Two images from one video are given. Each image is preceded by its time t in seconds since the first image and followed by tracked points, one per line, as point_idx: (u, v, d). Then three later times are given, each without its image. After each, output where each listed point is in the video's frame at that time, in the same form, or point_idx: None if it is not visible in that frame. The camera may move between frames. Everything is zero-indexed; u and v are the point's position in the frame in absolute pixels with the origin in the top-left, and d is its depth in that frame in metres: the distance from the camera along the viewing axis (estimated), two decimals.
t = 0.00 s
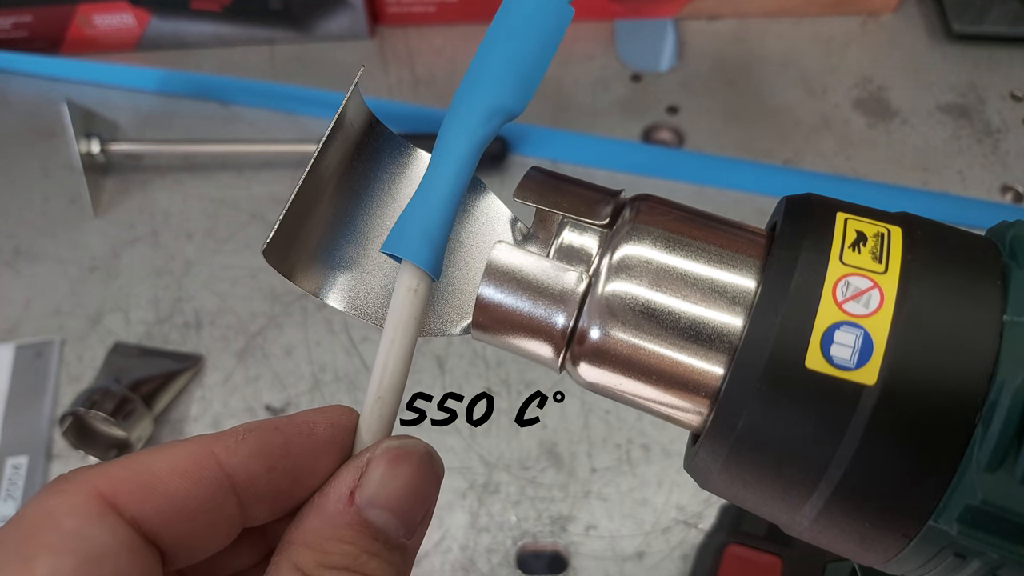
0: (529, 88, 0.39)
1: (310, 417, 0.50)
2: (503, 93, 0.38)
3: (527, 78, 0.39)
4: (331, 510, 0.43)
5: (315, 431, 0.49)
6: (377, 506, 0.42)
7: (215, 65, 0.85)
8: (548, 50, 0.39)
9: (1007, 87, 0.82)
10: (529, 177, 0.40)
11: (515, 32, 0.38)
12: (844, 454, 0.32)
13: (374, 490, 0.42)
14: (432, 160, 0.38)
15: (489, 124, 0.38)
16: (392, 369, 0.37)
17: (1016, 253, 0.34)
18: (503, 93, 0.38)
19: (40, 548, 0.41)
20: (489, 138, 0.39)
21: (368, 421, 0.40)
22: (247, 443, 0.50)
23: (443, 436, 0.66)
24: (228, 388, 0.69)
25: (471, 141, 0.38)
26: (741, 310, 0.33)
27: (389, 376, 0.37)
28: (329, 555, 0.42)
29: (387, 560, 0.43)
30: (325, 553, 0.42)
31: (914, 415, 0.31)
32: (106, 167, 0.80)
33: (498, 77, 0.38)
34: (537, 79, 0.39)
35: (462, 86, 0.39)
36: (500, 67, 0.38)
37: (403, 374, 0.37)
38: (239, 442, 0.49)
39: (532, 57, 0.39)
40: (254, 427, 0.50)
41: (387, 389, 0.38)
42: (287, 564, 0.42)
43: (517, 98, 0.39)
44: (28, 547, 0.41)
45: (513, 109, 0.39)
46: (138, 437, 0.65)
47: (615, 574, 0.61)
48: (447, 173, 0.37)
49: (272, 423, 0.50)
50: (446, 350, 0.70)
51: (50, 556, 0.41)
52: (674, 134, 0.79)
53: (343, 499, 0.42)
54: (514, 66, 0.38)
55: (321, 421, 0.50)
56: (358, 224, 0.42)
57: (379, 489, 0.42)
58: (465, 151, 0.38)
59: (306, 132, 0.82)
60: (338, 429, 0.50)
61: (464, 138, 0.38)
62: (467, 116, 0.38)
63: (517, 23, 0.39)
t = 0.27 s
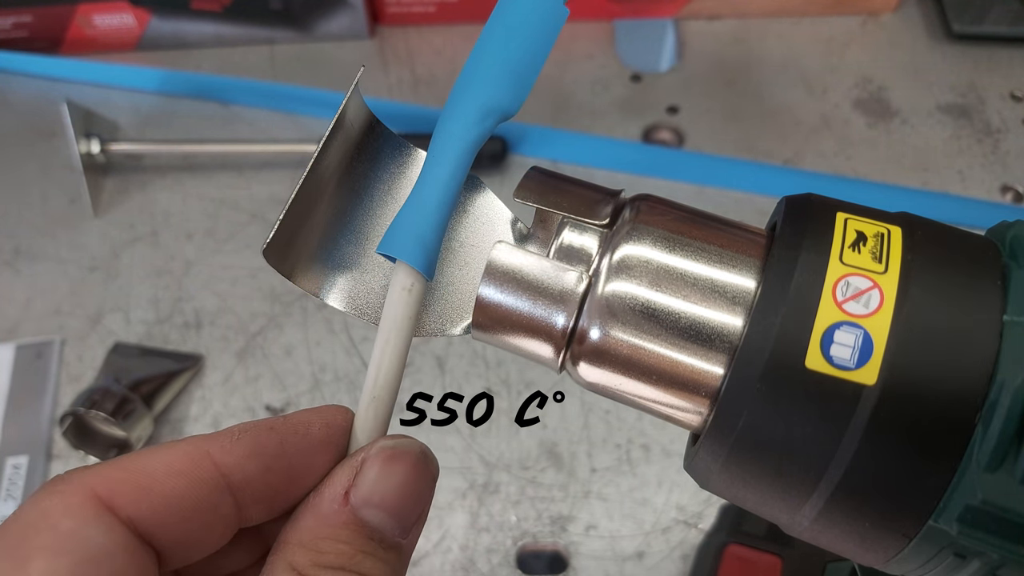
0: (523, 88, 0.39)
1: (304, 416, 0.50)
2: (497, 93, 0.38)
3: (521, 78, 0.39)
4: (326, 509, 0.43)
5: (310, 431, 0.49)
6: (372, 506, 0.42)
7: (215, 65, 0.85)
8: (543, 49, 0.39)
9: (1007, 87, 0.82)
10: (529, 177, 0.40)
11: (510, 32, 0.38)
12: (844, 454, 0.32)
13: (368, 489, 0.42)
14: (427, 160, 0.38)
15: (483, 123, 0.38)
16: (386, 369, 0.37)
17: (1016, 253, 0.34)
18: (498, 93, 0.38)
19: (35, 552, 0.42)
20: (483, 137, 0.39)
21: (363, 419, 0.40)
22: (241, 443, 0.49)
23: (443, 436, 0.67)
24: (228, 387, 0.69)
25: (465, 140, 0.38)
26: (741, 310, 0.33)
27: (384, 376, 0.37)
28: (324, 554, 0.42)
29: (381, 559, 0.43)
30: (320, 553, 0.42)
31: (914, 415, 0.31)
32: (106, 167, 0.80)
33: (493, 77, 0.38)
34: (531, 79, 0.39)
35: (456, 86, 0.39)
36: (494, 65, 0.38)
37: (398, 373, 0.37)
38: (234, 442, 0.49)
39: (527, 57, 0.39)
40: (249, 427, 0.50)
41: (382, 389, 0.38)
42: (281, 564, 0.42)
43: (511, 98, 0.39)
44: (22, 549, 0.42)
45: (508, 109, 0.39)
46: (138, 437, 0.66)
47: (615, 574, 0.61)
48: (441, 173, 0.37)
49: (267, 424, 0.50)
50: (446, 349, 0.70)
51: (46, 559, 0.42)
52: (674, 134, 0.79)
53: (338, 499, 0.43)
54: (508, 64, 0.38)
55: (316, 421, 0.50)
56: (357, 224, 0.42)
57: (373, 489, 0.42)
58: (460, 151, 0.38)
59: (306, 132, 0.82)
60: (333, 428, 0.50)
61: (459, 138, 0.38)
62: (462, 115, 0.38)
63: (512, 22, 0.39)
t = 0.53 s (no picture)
0: (520, 89, 0.39)
1: (301, 423, 0.50)
2: (494, 94, 0.38)
3: (518, 79, 0.39)
4: (324, 516, 0.43)
5: (307, 438, 0.49)
6: (370, 512, 0.42)
7: (215, 65, 0.85)
8: (540, 50, 0.39)
9: (1007, 87, 0.82)
10: (529, 177, 0.40)
11: (507, 33, 0.38)
12: (844, 455, 0.32)
13: (367, 495, 0.42)
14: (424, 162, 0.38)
15: (480, 125, 0.38)
16: (383, 373, 0.37)
17: (1016, 253, 0.34)
18: (495, 94, 0.38)
19: (29, 557, 0.42)
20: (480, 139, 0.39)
21: (361, 423, 0.40)
22: (239, 452, 0.49)
23: (443, 436, 0.67)
24: (228, 387, 0.69)
25: (461, 142, 0.38)
26: (741, 310, 0.33)
27: (381, 377, 0.37)
28: (323, 560, 0.42)
29: (380, 565, 0.43)
30: (319, 559, 0.42)
31: (914, 415, 0.31)
32: (106, 167, 0.80)
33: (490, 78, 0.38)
34: (528, 80, 0.39)
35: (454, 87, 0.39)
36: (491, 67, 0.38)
37: (396, 375, 0.38)
38: (232, 451, 0.49)
39: (524, 58, 0.39)
40: (247, 435, 0.50)
41: (380, 394, 0.38)
42: (281, 569, 0.42)
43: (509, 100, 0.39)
44: (18, 555, 0.42)
45: (505, 110, 0.39)
46: (138, 437, 0.65)
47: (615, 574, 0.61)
48: (437, 175, 0.38)
49: (265, 430, 0.50)
50: (446, 349, 0.70)
51: (41, 565, 0.42)
52: (674, 134, 0.79)
53: (336, 505, 0.42)
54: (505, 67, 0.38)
55: (313, 428, 0.50)
56: (357, 224, 0.42)
57: (372, 495, 0.42)
58: (457, 152, 0.38)
59: (306, 132, 0.82)
60: (330, 435, 0.50)
61: (455, 139, 0.38)
62: (459, 116, 0.38)
63: (509, 22, 0.39)
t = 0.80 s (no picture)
0: (527, 91, 0.39)
1: (298, 440, 0.49)
2: (500, 96, 0.38)
3: (525, 80, 0.39)
4: (329, 519, 0.43)
5: (303, 456, 0.48)
6: (375, 514, 0.42)
7: (215, 65, 0.85)
8: (548, 52, 0.39)
9: (1007, 87, 0.82)
10: (529, 177, 0.40)
11: (514, 34, 0.38)
12: (844, 454, 0.32)
13: (372, 498, 0.42)
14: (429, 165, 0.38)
15: (486, 128, 0.38)
16: (387, 373, 0.37)
17: (1016, 253, 0.34)
18: (500, 96, 0.38)
19: (20, 558, 0.43)
20: (483, 144, 0.39)
21: (363, 429, 0.41)
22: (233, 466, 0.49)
23: (443, 436, 0.66)
24: (228, 387, 0.69)
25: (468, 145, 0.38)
26: (741, 310, 0.33)
27: (385, 376, 0.37)
28: (326, 564, 0.41)
29: (385, 569, 0.42)
30: (323, 562, 0.41)
31: (914, 415, 0.31)
32: (106, 167, 0.80)
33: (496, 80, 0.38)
34: (536, 82, 0.39)
35: (461, 90, 0.39)
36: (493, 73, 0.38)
37: (400, 376, 0.38)
38: (226, 465, 0.49)
39: (531, 60, 0.38)
40: (241, 449, 0.50)
41: (383, 394, 0.38)
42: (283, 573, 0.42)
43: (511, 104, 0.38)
44: (10, 555, 0.43)
45: (511, 112, 0.39)
46: (138, 437, 0.66)
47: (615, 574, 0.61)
48: (441, 177, 0.38)
49: (260, 446, 0.50)
50: (446, 349, 0.70)
51: (31, 565, 0.43)
52: (674, 134, 0.79)
53: (341, 508, 0.43)
54: (508, 72, 0.38)
55: (309, 445, 0.49)
56: (357, 224, 0.42)
57: (376, 498, 0.42)
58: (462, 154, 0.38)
59: (306, 132, 0.82)
60: (326, 452, 0.48)
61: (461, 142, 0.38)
62: (465, 119, 0.38)
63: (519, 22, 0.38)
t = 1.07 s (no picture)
0: (513, 87, 0.39)
1: (293, 440, 0.49)
2: (486, 92, 0.38)
3: (511, 76, 0.39)
4: (326, 519, 0.43)
5: (299, 456, 0.49)
6: (372, 515, 0.42)
7: (215, 65, 0.85)
8: (533, 48, 0.39)
9: (1007, 87, 0.82)
10: (529, 177, 0.40)
11: (498, 31, 0.38)
12: (846, 454, 0.32)
13: (369, 499, 0.42)
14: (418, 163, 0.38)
15: (473, 124, 0.39)
16: (381, 372, 0.37)
17: (1016, 253, 0.34)
18: (487, 93, 0.38)
19: (17, 559, 0.42)
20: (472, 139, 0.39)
21: (359, 429, 0.40)
22: (229, 468, 0.49)
23: (443, 436, 0.66)
24: (228, 387, 0.69)
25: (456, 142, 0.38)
26: (741, 310, 0.33)
27: (379, 375, 0.37)
28: (324, 564, 0.41)
29: (383, 570, 0.42)
30: (321, 562, 0.42)
31: (915, 415, 0.31)
32: (106, 167, 0.80)
33: (482, 77, 0.38)
34: (522, 77, 0.39)
35: (447, 87, 0.40)
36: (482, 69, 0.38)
37: (394, 375, 0.38)
38: (222, 467, 0.49)
39: (516, 56, 0.39)
40: (236, 452, 0.49)
41: (377, 393, 0.38)
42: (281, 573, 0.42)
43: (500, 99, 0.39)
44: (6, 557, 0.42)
45: (498, 107, 0.39)
46: (138, 437, 0.66)
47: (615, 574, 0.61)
48: (430, 174, 0.38)
49: (255, 448, 0.50)
50: (446, 349, 0.70)
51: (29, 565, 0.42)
52: (674, 134, 0.79)
53: (338, 509, 0.43)
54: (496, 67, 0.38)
55: (306, 445, 0.49)
56: (357, 224, 0.42)
57: (374, 498, 0.42)
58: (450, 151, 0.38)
59: (306, 132, 0.82)
60: (322, 454, 0.49)
61: (449, 139, 0.38)
62: (452, 116, 0.38)
63: (503, 20, 0.39)
